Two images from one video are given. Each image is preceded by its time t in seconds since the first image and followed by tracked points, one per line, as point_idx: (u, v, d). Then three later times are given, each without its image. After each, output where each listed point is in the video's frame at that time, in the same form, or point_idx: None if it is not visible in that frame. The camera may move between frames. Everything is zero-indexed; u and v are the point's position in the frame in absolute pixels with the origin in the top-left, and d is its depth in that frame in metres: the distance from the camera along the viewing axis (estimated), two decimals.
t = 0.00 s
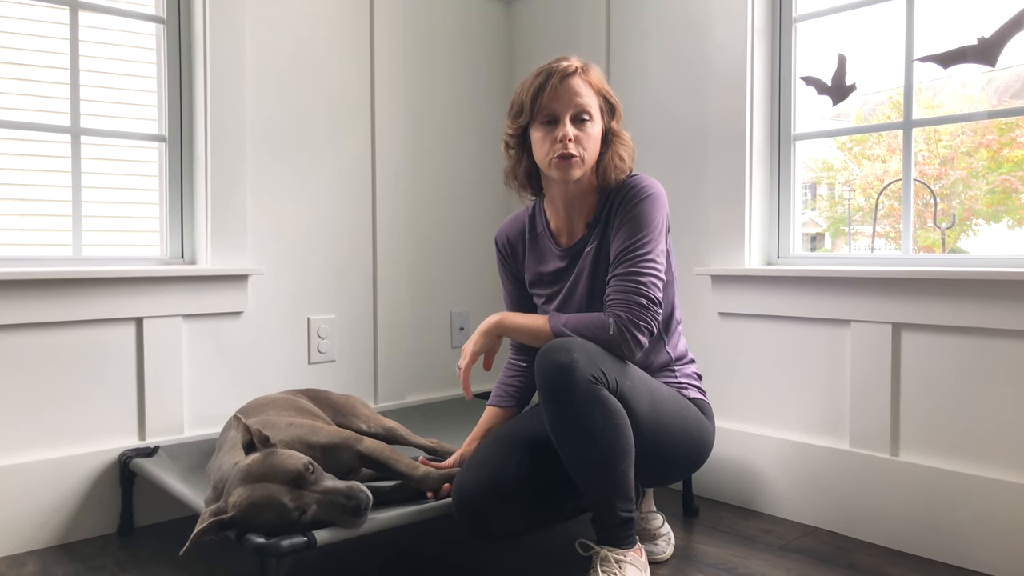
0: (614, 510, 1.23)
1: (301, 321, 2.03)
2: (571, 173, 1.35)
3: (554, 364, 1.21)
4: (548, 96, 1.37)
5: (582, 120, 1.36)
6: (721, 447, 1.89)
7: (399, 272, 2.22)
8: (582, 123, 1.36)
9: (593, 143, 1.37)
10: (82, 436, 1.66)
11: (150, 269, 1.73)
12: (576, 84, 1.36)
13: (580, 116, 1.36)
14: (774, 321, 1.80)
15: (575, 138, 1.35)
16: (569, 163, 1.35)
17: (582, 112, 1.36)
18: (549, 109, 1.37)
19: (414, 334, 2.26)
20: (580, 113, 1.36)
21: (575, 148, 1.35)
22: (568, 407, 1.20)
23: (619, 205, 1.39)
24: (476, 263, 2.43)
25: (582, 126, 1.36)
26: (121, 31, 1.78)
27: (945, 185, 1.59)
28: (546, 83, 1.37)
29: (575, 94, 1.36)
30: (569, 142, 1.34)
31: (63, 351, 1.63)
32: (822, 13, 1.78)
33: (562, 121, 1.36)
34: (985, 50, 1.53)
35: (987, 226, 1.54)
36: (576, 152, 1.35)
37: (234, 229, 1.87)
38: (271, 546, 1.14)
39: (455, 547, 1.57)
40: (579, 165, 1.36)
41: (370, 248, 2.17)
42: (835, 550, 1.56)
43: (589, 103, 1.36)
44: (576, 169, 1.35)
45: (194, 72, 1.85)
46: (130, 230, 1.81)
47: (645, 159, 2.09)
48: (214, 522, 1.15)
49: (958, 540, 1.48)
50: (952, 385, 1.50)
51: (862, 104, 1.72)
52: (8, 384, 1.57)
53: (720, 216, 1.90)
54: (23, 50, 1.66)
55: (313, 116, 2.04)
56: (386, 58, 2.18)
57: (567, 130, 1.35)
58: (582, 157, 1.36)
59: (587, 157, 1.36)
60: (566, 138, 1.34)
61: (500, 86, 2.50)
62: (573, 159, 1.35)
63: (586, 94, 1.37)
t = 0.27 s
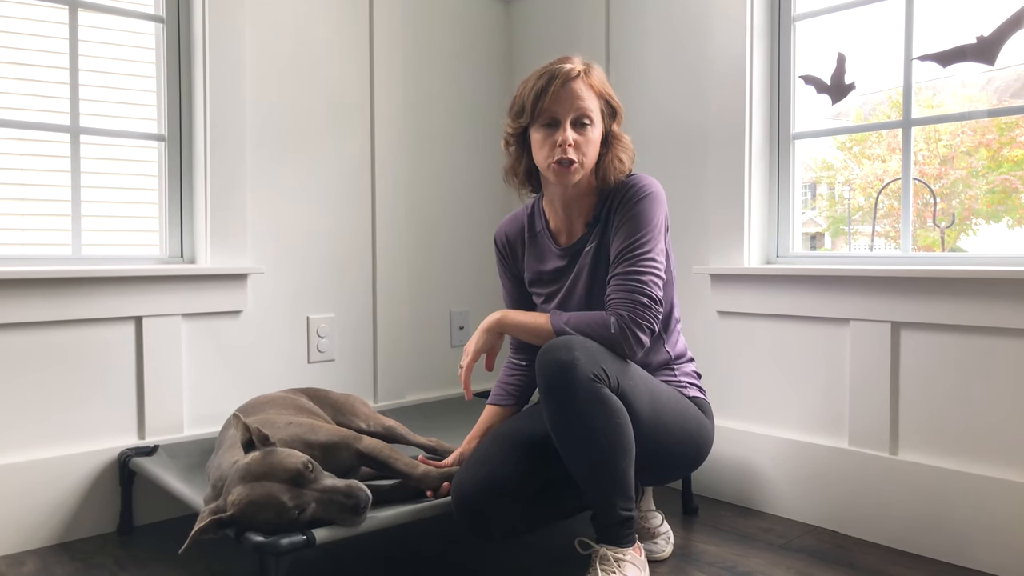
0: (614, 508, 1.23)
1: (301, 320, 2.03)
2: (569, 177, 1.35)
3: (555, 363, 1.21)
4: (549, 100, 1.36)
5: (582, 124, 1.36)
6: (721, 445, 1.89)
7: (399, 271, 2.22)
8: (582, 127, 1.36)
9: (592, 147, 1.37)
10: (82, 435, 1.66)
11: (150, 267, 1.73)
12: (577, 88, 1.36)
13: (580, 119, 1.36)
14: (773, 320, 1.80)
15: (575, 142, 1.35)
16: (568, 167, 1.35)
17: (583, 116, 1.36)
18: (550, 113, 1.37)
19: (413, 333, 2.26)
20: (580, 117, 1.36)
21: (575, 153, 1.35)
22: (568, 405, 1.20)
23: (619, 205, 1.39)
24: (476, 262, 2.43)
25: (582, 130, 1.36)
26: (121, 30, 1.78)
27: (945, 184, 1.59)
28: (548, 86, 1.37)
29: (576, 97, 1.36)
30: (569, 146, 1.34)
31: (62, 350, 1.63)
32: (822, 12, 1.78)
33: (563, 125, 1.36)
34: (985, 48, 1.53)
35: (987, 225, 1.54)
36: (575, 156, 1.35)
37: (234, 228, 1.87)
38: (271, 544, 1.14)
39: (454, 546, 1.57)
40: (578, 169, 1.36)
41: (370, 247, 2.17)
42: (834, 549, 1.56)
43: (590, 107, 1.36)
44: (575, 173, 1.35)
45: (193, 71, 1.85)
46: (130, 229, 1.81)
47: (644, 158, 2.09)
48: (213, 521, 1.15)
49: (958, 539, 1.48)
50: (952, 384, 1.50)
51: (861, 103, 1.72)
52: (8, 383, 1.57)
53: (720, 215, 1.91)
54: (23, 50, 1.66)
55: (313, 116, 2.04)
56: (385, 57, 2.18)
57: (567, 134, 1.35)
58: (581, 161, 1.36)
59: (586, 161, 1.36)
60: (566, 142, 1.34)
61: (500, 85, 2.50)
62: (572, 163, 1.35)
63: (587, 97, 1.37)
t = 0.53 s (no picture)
0: (615, 508, 1.23)
1: (301, 320, 2.03)
2: (569, 174, 1.35)
3: (556, 362, 1.21)
4: (549, 96, 1.36)
5: (583, 122, 1.36)
6: (721, 445, 1.89)
7: (399, 271, 2.22)
8: (582, 125, 1.36)
9: (592, 145, 1.37)
10: (82, 434, 1.66)
11: (150, 267, 1.73)
12: (578, 86, 1.36)
13: (580, 117, 1.36)
14: (773, 319, 1.80)
15: (574, 139, 1.35)
16: (567, 165, 1.35)
17: (583, 114, 1.36)
18: (550, 110, 1.37)
19: (414, 333, 2.26)
20: (581, 114, 1.36)
21: (575, 150, 1.35)
22: (569, 405, 1.20)
23: (620, 204, 1.39)
24: (476, 262, 2.43)
25: (582, 128, 1.36)
26: (121, 30, 1.78)
27: (945, 185, 1.59)
28: (548, 83, 1.37)
29: (577, 94, 1.36)
30: (568, 144, 1.34)
31: (62, 349, 1.63)
32: (822, 12, 1.78)
33: (562, 123, 1.36)
34: (985, 48, 1.53)
35: (988, 226, 1.54)
36: (575, 153, 1.35)
37: (234, 228, 1.87)
38: (271, 544, 1.14)
39: (454, 546, 1.57)
40: (577, 167, 1.36)
41: (370, 247, 2.17)
42: (835, 549, 1.56)
43: (590, 105, 1.36)
44: (574, 171, 1.35)
45: (193, 71, 1.85)
46: (130, 229, 1.81)
47: (645, 158, 2.09)
48: (214, 521, 1.15)
49: (957, 538, 1.48)
50: (952, 384, 1.50)
51: (862, 104, 1.72)
52: (7, 382, 1.57)
53: (720, 215, 1.91)
54: (23, 50, 1.66)
55: (313, 115, 2.04)
56: (385, 57, 2.18)
57: (567, 131, 1.35)
58: (580, 159, 1.36)
59: (586, 160, 1.36)
60: (565, 139, 1.34)
61: (500, 85, 2.50)
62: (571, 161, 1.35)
63: (587, 95, 1.37)
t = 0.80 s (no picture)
0: (615, 508, 1.23)
1: (301, 320, 2.03)
2: (568, 176, 1.35)
3: (556, 361, 1.21)
4: (548, 98, 1.36)
5: (582, 123, 1.36)
6: (721, 444, 1.89)
7: (399, 271, 2.22)
8: (582, 126, 1.36)
9: (592, 146, 1.37)
10: (82, 434, 1.67)
11: (150, 267, 1.73)
12: (577, 87, 1.36)
13: (580, 118, 1.36)
14: (773, 319, 1.80)
15: (574, 141, 1.35)
16: (567, 167, 1.35)
17: (582, 115, 1.36)
18: (549, 110, 1.37)
19: (413, 333, 2.26)
20: (580, 115, 1.36)
21: (574, 152, 1.35)
22: (569, 405, 1.21)
23: (620, 203, 1.39)
24: (476, 262, 2.43)
25: (581, 128, 1.36)
26: (121, 30, 1.78)
27: (945, 184, 1.59)
28: (548, 84, 1.37)
29: (576, 96, 1.36)
30: (567, 145, 1.34)
31: (62, 349, 1.63)
32: (822, 11, 1.78)
33: (562, 123, 1.36)
34: (985, 47, 1.53)
35: (988, 225, 1.54)
36: (574, 155, 1.35)
37: (234, 227, 1.87)
38: (271, 543, 1.14)
39: (454, 545, 1.57)
40: (577, 168, 1.36)
41: (370, 247, 2.17)
42: (835, 548, 1.56)
43: (590, 106, 1.36)
44: (573, 173, 1.35)
45: (193, 71, 1.85)
46: (131, 229, 1.81)
47: (645, 157, 2.09)
48: (214, 520, 1.15)
49: (957, 537, 1.48)
50: (953, 383, 1.50)
51: (862, 103, 1.72)
52: (8, 382, 1.57)
53: (720, 214, 1.91)
54: (23, 50, 1.66)
55: (313, 115, 2.04)
56: (385, 56, 2.18)
57: (566, 133, 1.35)
58: (580, 161, 1.36)
59: (585, 161, 1.36)
60: (565, 141, 1.34)
61: (500, 84, 2.50)
62: (571, 162, 1.35)
63: (587, 97, 1.37)
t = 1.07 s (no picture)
0: (615, 506, 1.23)
1: (301, 319, 2.03)
2: (567, 174, 1.35)
3: (555, 360, 1.21)
4: (547, 96, 1.37)
5: (581, 121, 1.36)
6: (721, 444, 1.89)
7: (399, 270, 2.22)
8: (581, 124, 1.36)
9: (591, 144, 1.37)
10: (82, 433, 1.67)
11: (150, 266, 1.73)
12: (576, 85, 1.36)
13: (579, 116, 1.36)
14: (773, 318, 1.80)
15: (573, 139, 1.35)
16: (566, 164, 1.35)
17: (581, 113, 1.36)
18: (549, 109, 1.37)
19: (413, 333, 2.26)
20: (579, 113, 1.36)
21: (573, 149, 1.35)
22: (569, 404, 1.20)
23: (620, 202, 1.39)
24: (476, 262, 2.43)
25: (581, 127, 1.36)
26: (121, 30, 1.78)
27: (945, 184, 1.59)
28: (548, 83, 1.37)
29: (576, 93, 1.36)
30: (566, 143, 1.34)
31: (62, 348, 1.63)
32: (823, 11, 1.78)
33: (561, 121, 1.36)
34: (985, 46, 1.53)
35: (988, 225, 1.54)
36: (573, 152, 1.35)
37: (234, 226, 1.87)
38: (270, 542, 1.14)
39: (454, 544, 1.57)
40: (576, 166, 1.36)
41: (370, 246, 2.17)
42: (834, 547, 1.56)
43: (589, 104, 1.36)
44: (572, 170, 1.35)
45: (194, 71, 1.85)
46: (131, 228, 1.81)
47: (645, 157, 2.09)
48: (213, 518, 1.15)
49: (957, 536, 1.48)
50: (953, 382, 1.50)
51: (862, 103, 1.72)
52: (8, 381, 1.57)
53: (720, 213, 1.91)
54: (24, 49, 1.66)
55: (313, 114, 2.04)
56: (385, 56, 2.17)
57: (565, 130, 1.35)
58: (579, 158, 1.36)
59: (585, 159, 1.36)
60: (564, 138, 1.34)
61: (500, 84, 2.50)
62: (570, 160, 1.35)
63: (586, 94, 1.36)
